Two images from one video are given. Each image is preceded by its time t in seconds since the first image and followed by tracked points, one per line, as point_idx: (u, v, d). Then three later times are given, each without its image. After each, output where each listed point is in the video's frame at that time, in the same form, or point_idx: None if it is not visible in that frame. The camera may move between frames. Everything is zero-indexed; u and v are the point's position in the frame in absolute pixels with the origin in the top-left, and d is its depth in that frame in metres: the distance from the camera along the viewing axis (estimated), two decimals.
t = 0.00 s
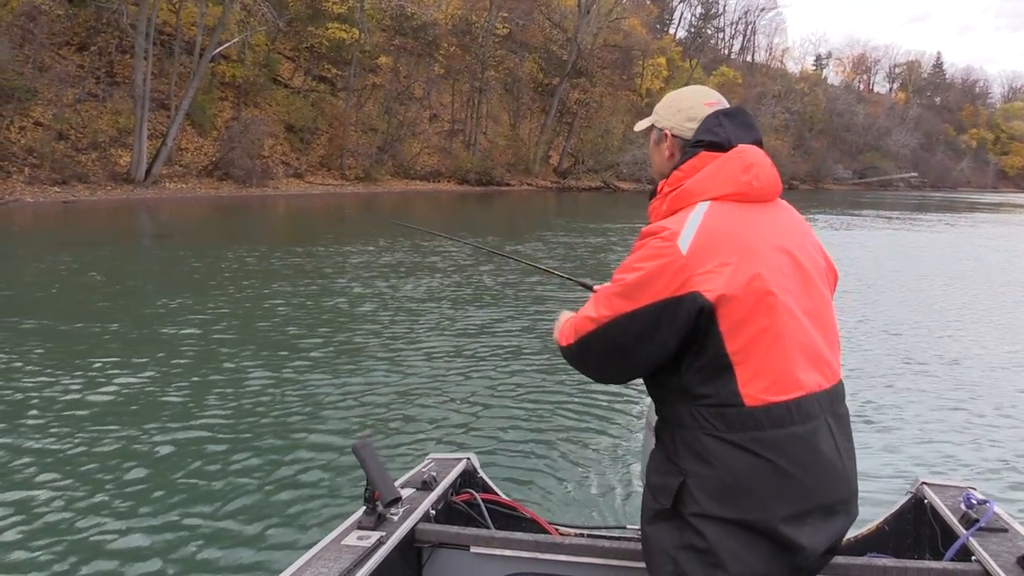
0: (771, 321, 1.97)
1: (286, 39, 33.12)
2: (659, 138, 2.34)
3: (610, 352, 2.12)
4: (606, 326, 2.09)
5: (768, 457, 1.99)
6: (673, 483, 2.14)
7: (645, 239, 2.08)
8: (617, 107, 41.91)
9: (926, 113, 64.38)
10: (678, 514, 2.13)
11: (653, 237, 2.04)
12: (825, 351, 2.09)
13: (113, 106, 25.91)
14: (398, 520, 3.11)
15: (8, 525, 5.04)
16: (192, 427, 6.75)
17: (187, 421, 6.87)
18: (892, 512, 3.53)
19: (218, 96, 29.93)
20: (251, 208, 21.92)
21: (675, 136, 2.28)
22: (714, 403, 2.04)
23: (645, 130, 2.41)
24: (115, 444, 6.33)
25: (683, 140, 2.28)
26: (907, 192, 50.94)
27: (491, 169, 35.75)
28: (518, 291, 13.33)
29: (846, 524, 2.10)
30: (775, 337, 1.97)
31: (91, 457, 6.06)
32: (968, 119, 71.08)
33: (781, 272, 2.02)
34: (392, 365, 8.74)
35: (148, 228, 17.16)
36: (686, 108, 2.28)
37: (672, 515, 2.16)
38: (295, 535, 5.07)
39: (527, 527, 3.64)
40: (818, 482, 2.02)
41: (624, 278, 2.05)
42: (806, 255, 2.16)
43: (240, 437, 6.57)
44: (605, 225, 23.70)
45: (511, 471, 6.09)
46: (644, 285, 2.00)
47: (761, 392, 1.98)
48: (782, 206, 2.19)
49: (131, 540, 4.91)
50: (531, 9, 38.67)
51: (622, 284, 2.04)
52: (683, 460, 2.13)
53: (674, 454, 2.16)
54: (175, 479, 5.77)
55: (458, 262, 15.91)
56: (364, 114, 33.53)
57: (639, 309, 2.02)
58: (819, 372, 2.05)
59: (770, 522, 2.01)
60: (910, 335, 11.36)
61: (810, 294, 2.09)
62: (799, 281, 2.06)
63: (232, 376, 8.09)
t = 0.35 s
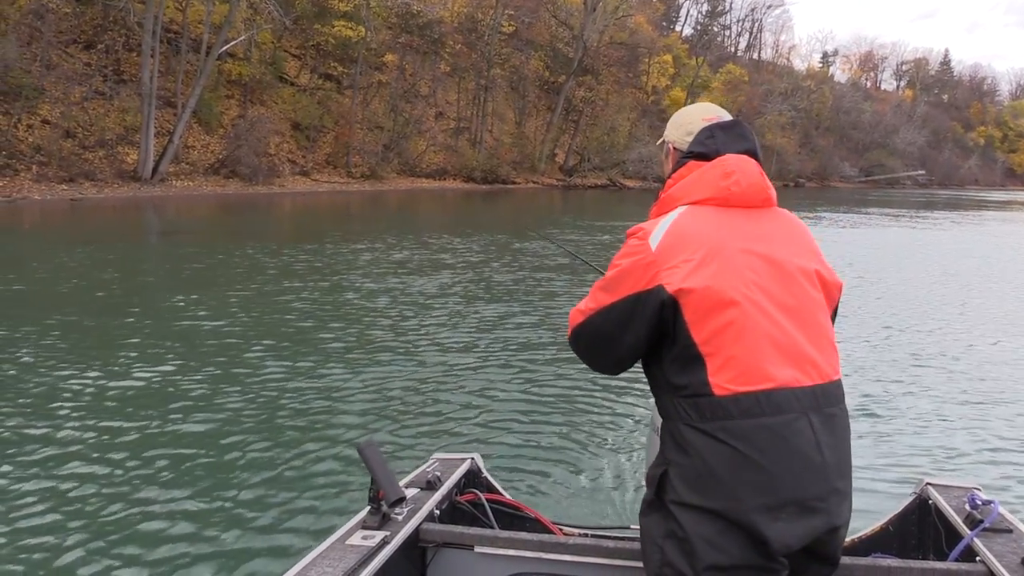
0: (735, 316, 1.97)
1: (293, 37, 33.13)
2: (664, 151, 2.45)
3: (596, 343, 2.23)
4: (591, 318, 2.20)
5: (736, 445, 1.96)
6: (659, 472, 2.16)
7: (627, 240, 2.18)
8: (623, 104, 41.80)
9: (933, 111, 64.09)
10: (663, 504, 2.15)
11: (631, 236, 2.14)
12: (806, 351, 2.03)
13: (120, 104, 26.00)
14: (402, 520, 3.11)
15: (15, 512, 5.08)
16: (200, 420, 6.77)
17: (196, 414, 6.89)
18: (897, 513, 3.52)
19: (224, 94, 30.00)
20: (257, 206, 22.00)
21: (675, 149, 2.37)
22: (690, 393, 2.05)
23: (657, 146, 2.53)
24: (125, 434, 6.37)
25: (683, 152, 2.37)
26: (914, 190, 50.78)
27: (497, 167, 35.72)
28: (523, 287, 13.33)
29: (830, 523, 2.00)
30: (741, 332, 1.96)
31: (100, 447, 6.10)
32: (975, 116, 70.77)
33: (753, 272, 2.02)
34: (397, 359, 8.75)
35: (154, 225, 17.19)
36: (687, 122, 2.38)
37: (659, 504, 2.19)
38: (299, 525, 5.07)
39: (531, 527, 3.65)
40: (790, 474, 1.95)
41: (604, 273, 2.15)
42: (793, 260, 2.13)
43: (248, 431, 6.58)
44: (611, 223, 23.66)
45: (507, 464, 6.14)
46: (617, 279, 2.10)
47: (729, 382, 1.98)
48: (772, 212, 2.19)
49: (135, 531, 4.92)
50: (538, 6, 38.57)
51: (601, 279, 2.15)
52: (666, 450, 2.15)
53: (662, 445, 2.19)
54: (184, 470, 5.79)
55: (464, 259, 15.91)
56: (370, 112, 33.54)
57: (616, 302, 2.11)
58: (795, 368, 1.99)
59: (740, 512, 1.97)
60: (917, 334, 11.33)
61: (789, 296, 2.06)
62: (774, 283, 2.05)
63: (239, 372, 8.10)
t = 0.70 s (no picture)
0: (730, 318, 1.98)
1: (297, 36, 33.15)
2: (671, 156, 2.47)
3: (601, 340, 2.29)
4: (596, 316, 2.27)
5: (734, 444, 1.97)
6: (660, 470, 2.18)
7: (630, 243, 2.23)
8: (627, 104, 41.78)
9: (938, 111, 63.90)
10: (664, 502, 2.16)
11: (632, 239, 2.19)
12: (805, 354, 2.03)
13: (125, 103, 26.08)
14: (404, 520, 3.12)
15: (18, 506, 5.08)
16: (204, 414, 6.77)
17: (200, 409, 6.89)
18: (899, 514, 3.52)
19: (229, 93, 30.06)
20: (261, 205, 22.05)
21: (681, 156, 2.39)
22: (689, 391, 2.06)
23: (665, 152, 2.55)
24: (128, 429, 6.38)
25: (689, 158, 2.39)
26: (918, 190, 50.67)
27: (501, 167, 35.73)
28: (527, 285, 13.33)
29: (826, 525, 1.99)
30: (735, 334, 1.98)
31: (104, 441, 6.11)
32: (980, 116, 70.53)
33: (749, 275, 2.04)
34: (401, 357, 8.75)
35: (159, 224, 17.24)
36: (693, 129, 2.39)
37: (661, 502, 2.19)
38: (301, 519, 5.07)
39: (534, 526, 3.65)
40: (787, 474, 1.94)
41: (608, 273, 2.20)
42: (793, 265, 2.13)
43: (251, 425, 6.58)
44: (614, 223, 23.64)
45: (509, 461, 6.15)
46: (619, 279, 2.15)
47: (725, 382, 1.98)
48: (773, 218, 2.19)
49: (137, 524, 4.92)
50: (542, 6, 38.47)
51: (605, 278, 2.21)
52: (668, 448, 2.17)
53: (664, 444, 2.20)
54: (187, 464, 5.79)
55: (468, 257, 15.91)
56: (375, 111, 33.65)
57: (617, 302, 2.17)
58: (792, 369, 1.99)
59: (736, 510, 1.97)
60: (921, 334, 11.31)
61: (787, 300, 2.06)
62: (771, 287, 2.05)
63: (242, 369, 8.11)
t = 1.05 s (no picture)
0: (744, 319, 1.97)
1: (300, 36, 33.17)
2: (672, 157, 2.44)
3: (604, 347, 2.23)
4: (599, 322, 2.21)
5: (748, 449, 1.97)
6: (666, 475, 2.17)
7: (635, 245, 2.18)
8: (629, 105, 41.78)
9: (941, 113, 63.82)
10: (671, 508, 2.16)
11: (638, 242, 2.15)
12: (815, 355, 2.04)
13: (128, 103, 26.11)
14: (404, 519, 3.12)
15: (19, 509, 5.09)
16: (205, 416, 6.80)
17: (200, 410, 6.91)
18: (899, 515, 3.51)
19: (232, 93, 30.11)
20: (263, 205, 22.09)
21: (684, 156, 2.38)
22: (698, 397, 2.06)
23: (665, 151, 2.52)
24: (128, 431, 6.39)
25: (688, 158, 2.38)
26: (921, 192, 50.65)
27: (503, 168, 35.76)
28: (529, 287, 13.33)
29: (838, 527, 2.01)
30: (749, 336, 1.97)
31: (105, 443, 6.13)
32: (983, 118, 70.44)
33: (760, 277, 2.03)
34: (402, 357, 8.76)
35: (161, 224, 17.26)
36: (694, 130, 2.38)
37: (666, 508, 2.19)
38: (302, 520, 5.10)
39: (533, 526, 3.64)
40: (801, 477, 1.96)
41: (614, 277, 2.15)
42: (800, 266, 2.14)
43: (252, 428, 6.61)
44: (616, 223, 23.65)
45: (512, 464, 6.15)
46: (626, 283, 2.11)
47: (738, 385, 1.98)
48: (779, 219, 2.20)
49: (139, 527, 4.94)
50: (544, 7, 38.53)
51: (611, 283, 2.15)
52: (676, 454, 2.16)
53: (670, 450, 2.19)
54: (189, 466, 5.82)
55: (470, 258, 15.89)
56: (377, 112, 33.57)
57: (625, 305, 2.12)
58: (804, 371, 2.00)
59: (751, 515, 1.98)
60: (923, 336, 11.29)
61: (797, 300, 2.06)
62: (781, 288, 2.05)
63: (243, 369, 8.11)
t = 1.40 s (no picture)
0: (759, 319, 1.97)
1: (301, 39, 33.25)
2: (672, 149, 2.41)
3: (608, 348, 2.19)
4: (604, 322, 2.17)
5: (761, 453, 1.97)
6: (675, 478, 2.16)
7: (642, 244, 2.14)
8: (630, 106, 41.76)
9: (943, 112, 63.75)
10: (681, 511, 2.15)
11: (646, 240, 2.11)
12: (825, 355, 2.05)
13: (129, 107, 26.17)
14: (405, 520, 3.12)
15: (17, 513, 5.09)
16: (207, 418, 6.81)
17: (201, 412, 6.92)
18: (901, 513, 3.50)
19: (233, 96, 30.14)
20: (264, 208, 22.13)
21: (686, 150, 2.35)
22: (710, 398, 2.05)
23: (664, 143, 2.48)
24: (127, 435, 6.40)
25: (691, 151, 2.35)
26: (922, 191, 50.56)
27: (504, 169, 35.76)
28: (530, 288, 13.32)
29: (850, 528, 2.03)
30: (764, 337, 1.97)
31: (107, 446, 6.15)
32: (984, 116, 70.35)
33: (772, 275, 2.03)
34: (403, 359, 8.76)
35: (162, 227, 17.28)
36: (696, 121, 2.35)
37: (673, 511, 2.18)
38: (301, 523, 5.10)
39: (534, 527, 3.64)
40: (815, 480, 1.97)
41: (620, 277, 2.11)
42: (807, 263, 2.14)
43: (251, 430, 6.62)
44: (618, 224, 23.65)
45: (516, 465, 6.15)
46: (634, 285, 2.07)
47: (751, 388, 1.98)
48: (783, 216, 2.20)
49: (144, 529, 4.97)
50: (544, 8, 38.61)
51: (618, 283, 2.11)
52: (684, 456, 2.15)
53: (678, 452, 2.18)
54: (192, 468, 5.84)
55: (471, 259, 15.89)
56: (377, 114, 33.50)
57: (633, 306, 2.08)
58: (816, 372, 2.01)
59: (764, 519, 1.99)
60: (926, 334, 11.26)
61: (807, 299, 2.06)
62: (791, 287, 2.05)
63: (246, 370, 8.13)
